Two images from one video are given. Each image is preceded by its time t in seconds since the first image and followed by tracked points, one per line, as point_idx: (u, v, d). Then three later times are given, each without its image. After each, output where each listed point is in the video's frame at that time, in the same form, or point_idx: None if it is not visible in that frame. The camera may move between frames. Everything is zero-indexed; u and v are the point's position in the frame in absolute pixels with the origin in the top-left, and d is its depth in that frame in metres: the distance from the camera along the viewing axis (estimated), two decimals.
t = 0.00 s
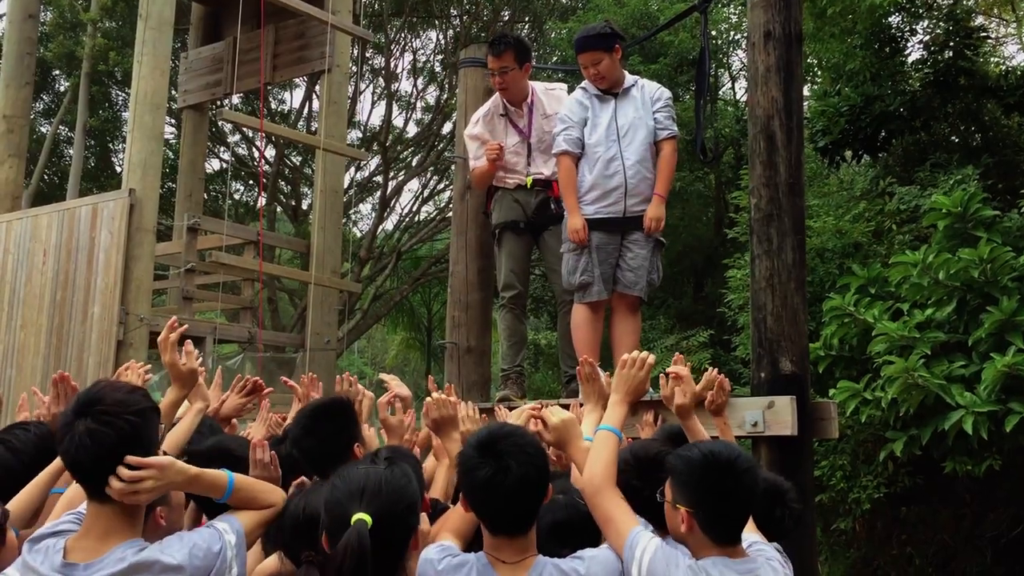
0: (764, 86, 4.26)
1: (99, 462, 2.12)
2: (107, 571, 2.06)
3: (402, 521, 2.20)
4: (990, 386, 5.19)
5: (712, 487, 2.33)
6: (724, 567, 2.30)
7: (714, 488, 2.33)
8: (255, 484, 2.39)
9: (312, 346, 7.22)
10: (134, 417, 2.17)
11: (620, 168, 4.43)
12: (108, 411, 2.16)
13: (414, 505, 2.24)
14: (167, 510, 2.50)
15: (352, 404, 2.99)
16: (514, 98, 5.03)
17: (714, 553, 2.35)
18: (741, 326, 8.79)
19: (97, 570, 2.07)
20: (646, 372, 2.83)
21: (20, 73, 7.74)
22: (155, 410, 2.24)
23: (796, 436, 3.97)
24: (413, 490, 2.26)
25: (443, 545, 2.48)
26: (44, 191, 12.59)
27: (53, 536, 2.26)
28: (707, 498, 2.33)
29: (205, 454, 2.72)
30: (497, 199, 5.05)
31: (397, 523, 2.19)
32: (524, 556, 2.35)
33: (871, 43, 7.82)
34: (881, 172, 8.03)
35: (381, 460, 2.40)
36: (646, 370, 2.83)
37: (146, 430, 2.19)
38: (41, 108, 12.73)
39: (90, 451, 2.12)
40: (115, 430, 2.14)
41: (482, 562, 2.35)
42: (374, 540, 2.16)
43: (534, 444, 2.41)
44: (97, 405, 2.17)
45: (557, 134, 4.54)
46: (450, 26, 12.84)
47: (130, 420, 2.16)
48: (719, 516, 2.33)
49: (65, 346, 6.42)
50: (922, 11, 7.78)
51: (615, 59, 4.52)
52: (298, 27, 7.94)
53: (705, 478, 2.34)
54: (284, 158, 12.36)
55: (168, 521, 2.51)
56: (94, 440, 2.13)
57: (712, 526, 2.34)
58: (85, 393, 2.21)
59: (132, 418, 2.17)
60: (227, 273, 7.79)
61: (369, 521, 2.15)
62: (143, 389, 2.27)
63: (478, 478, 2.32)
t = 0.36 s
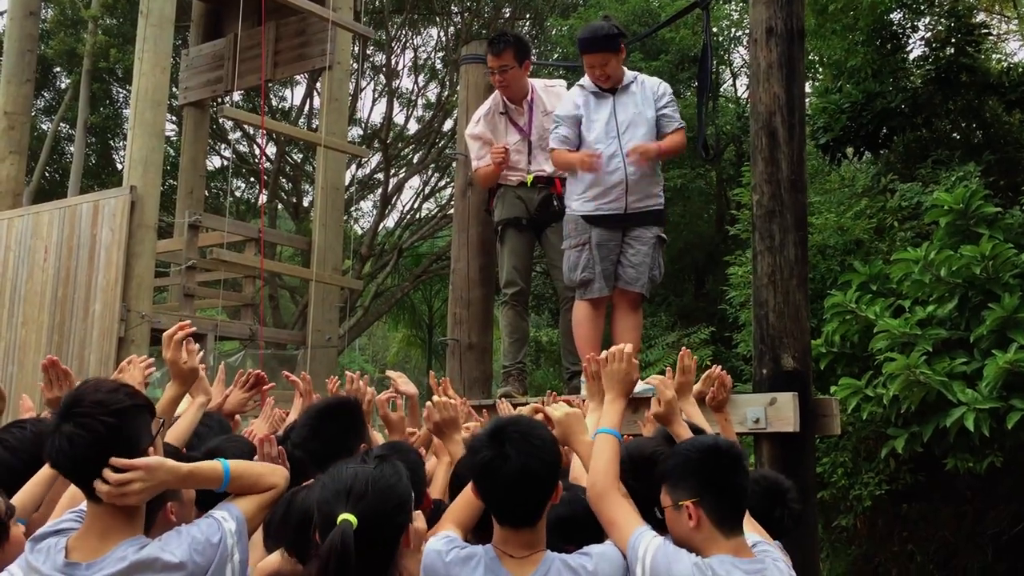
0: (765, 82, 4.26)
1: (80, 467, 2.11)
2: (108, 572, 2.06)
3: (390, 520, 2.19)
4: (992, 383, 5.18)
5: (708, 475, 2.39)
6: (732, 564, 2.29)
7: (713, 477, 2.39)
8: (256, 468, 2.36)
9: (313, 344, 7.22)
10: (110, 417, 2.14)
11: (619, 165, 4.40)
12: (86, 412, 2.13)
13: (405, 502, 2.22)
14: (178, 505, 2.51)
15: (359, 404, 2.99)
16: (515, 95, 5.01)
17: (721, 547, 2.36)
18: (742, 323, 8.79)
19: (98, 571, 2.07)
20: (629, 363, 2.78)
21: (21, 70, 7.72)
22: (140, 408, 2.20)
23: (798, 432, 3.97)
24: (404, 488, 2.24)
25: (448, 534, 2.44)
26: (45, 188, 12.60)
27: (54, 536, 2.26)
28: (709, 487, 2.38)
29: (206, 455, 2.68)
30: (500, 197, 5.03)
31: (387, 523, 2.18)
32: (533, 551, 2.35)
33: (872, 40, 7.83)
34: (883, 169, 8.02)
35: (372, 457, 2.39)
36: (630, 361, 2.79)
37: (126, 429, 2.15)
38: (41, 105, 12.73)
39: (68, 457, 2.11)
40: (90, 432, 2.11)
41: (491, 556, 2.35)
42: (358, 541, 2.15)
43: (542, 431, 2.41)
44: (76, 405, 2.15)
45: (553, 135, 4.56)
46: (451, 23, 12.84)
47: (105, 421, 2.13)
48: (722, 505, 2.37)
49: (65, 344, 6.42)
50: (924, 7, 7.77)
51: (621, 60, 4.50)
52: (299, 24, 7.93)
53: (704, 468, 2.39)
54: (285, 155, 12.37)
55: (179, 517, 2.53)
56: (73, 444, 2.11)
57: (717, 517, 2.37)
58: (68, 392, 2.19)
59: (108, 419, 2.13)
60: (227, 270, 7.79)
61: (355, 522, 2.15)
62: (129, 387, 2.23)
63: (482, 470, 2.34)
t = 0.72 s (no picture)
0: (766, 80, 4.25)
1: (81, 466, 2.12)
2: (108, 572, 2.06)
3: (383, 517, 2.19)
4: (992, 380, 5.19)
5: (700, 472, 2.40)
6: (734, 561, 2.29)
7: (706, 474, 2.40)
8: (266, 466, 2.32)
9: (313, 342, 7.21)
10: (111, 417, 2.14)
11: (618, 161, 4.41)
12: (88, 411, 2.14)
13: (398, 500, 2.22)
14: (182, 509, 2.54)
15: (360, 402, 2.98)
16: (513, 95, 5.00)
17: (721, 545, 2.36)
18: (742, 321, 8.79)
19: (99, 571, 2.07)
20: (642, 370, 2.81)
21: (21, 69, 7.71)
22: (145, 407, 2.20)
23: (799, 431, 3.97)
24: (397, 485, 2.24)
25: (453, 529, 2.47)
26: (44, 187, 12.60)
27: (62, 535, 2.26)
28: (703, 483, 2.39)
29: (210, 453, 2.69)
30: (501, 196, 5.03)
31: (377, 521, 2.18)
32: (537, 549, 2.34)
33: (872, 38, 7.83)
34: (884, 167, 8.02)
35: (366, 456, 2.40)
36: (641, 368, 2.81)
37: (127, 429, 2.15)
38: (41, 104, 12.72)
39: (69, 457, 2.12)
40: (91, 432, 2.12)
41: (495, 553, 2.35)
42: (348, 539, 2.15)
43: (550, 427, 2.43)
44: (79, 405, 2.15)
45: (556, 139, 4.62)
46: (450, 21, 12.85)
47: (107, 421, 2.13)
48: (719, 500, 2.38)
49: (66, 343, 6.42)
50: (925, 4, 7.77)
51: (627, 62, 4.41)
52: (299, 23, 7.93)
53: (697, 466, 2.41)
54: (285, 154, 12.37)
55: (182, 519, 2.55)
56: (74, 444, 2.12)
57: (716, 513, 2.38)
58: (74, 391, 2.20)
59: (109, 418, 2.13)
60: (228, 269, 7.79)
61: (345, 519, 2.15)
62: (134, 386, 2.23)
63: (491, 464, 2.35)
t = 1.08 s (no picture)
0: (763, 80, 4.25)
1: (90, 467, 2.12)
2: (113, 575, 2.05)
3: (375, 521, 2.18)
4: (989, 379, 5.20)
5: (696, 471, 2.41)
6: (736, 556, 2.30)
7: (702, 472, 2.40)
8: (276, 474, 2.32)
9: (310, 343, 7.20)
10: (122, 418, 2.14)
11: (614, 160, 4.41)
12: (98, 412, 2.14)
13: (391, 502, 2.22)
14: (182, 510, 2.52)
15: (360, 402, 2.98)
16: (509, 95, 5.00)
17: (722, 541, 2.35)
18: (738, 321, 8.80)
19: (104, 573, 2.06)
20: (647, 371, 2.81)
21: (15, 70, 7.69)
22: (156, 410, 2.21)
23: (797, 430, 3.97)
24: (392, 488, 2.24)
25: (451, 529, 2.47)
26: (39, 188, 12.58)
27: (71, 536, 2.26)
28: (698, 482, 2.40)
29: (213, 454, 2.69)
30: (497, 196, 5.02)
31: (369, 524, 2.17)
32: (537, 550, 2.33)
33: (868, 37, 7.85)
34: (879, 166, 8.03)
35: (361, 458, 2.38)
36: (646, 369, 2.80)
37: (137, 431, 2.15)
38: (35, 105, 12.70)
39: (79, 456, 2.13)
40: (102, 432, 2.12)
41: (496, 555, 2.34)
42: (342, 540, 2.14)
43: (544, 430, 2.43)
44: (90, 405, 2.16)
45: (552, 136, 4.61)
46: (446, 21, 12.87)
47: (117, 422, 2.13)
48: (712, 494, 2.39)
49: (61, 345, 6.40)
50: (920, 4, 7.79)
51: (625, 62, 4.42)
52: (295, 23, 7.92)
53: (692, 466, 2.41)
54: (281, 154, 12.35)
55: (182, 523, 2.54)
56: (84, 443, 2.13)
57: (714, 511, 2.38)
58: (85, 391, 2.21)
59: (120, 419, 2.14)
60: (224, 270, 7.79)
61: (338, 521, 2.14)
62: (146, 388, 2.23)
63: (495, 465, 2.35)
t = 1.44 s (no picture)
0: (757, 79, 4.26)
1: (99, 469, 2.10)
2: None
3: (366, 519, 2.17)
4: (980, 377, 5.23)
5: (692, 477, 2.41)
6: (739, 558, 2.30)
7: (697, 478, 2.41)
8: (283, 473, 2.31)
9: (302, 344, 7.18)
10: (130, 420, 2.14)
11: (606, 159, 4.42)
12: (106, 415, 2.13)
13: (383, 501, 2.20)
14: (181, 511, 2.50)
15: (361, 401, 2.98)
16: (502, 95, 5.00)
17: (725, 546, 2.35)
18: (730, 321, 8.82)
19: None
20: (630, 376, 2.81)
21: (4, 72, 7.65)
22: (163, 410, 2.20)
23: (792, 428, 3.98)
24: (383, 487, 2.22)
25: (446, 529, 2.47)
26: (28, 191, 12.52)
27: (78, 538, 2.26)
28: (693, 490, 2.41)
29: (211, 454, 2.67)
30: (490, 196, 5.02)
31: (361, 523, 2.16)
32: (532, 550, 2.34)
33: (858, 37, 7.86)
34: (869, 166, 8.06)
35: (353, 457, 2.37)
36: (628, 374, 2.81)
37: (146, 433, 2.15)
38: (24, 107, 12.64)
39: (86, 459, 2.11)
40: (111, 434, 2.11)
41: (492, 555, 2.33)
42: (332, 539, 2.14)
43: (533, 431, 2.43)
44: (97, 408, 2.15)
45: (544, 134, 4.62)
46: (436, 22, 12.86)
47: (125, 424, 2.13)
48: (711, 502, 2.40)
49: (51, 348, 6.37)
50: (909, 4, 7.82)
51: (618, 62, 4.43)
52: (285, 24, 7.90)
53: (687, 471, 2.42)
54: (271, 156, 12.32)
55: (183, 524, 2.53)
56: (92, 446, 2.11)
57: (711, 515, 2.39)
58: (91, 393, 2.20)
59: (128, 421, 2.13)
60: (215, 272, 7.76)
61: (331, 519, 2.13)
62: (153, 390, 2.22)
63: (488, 468, 2.33)
